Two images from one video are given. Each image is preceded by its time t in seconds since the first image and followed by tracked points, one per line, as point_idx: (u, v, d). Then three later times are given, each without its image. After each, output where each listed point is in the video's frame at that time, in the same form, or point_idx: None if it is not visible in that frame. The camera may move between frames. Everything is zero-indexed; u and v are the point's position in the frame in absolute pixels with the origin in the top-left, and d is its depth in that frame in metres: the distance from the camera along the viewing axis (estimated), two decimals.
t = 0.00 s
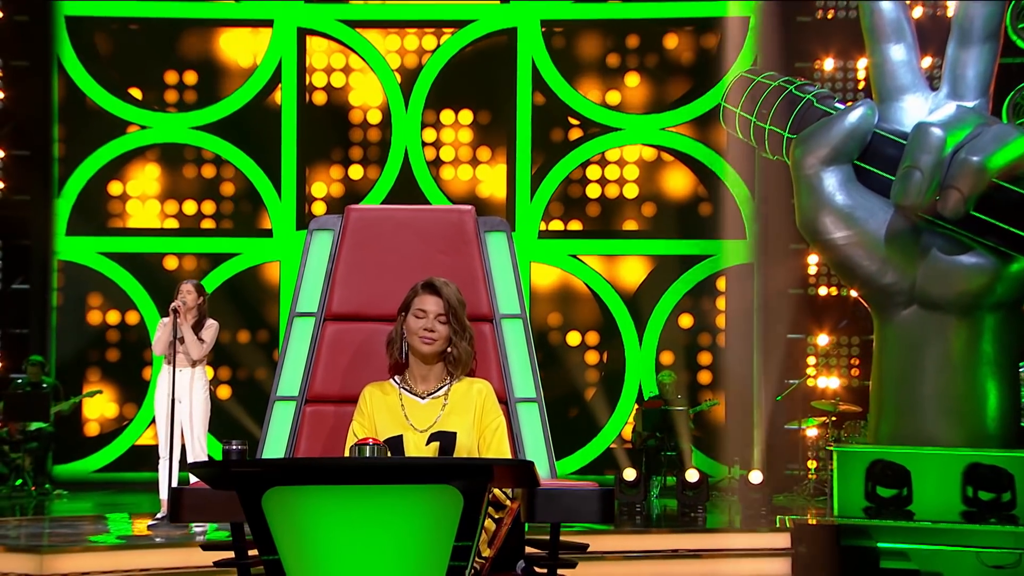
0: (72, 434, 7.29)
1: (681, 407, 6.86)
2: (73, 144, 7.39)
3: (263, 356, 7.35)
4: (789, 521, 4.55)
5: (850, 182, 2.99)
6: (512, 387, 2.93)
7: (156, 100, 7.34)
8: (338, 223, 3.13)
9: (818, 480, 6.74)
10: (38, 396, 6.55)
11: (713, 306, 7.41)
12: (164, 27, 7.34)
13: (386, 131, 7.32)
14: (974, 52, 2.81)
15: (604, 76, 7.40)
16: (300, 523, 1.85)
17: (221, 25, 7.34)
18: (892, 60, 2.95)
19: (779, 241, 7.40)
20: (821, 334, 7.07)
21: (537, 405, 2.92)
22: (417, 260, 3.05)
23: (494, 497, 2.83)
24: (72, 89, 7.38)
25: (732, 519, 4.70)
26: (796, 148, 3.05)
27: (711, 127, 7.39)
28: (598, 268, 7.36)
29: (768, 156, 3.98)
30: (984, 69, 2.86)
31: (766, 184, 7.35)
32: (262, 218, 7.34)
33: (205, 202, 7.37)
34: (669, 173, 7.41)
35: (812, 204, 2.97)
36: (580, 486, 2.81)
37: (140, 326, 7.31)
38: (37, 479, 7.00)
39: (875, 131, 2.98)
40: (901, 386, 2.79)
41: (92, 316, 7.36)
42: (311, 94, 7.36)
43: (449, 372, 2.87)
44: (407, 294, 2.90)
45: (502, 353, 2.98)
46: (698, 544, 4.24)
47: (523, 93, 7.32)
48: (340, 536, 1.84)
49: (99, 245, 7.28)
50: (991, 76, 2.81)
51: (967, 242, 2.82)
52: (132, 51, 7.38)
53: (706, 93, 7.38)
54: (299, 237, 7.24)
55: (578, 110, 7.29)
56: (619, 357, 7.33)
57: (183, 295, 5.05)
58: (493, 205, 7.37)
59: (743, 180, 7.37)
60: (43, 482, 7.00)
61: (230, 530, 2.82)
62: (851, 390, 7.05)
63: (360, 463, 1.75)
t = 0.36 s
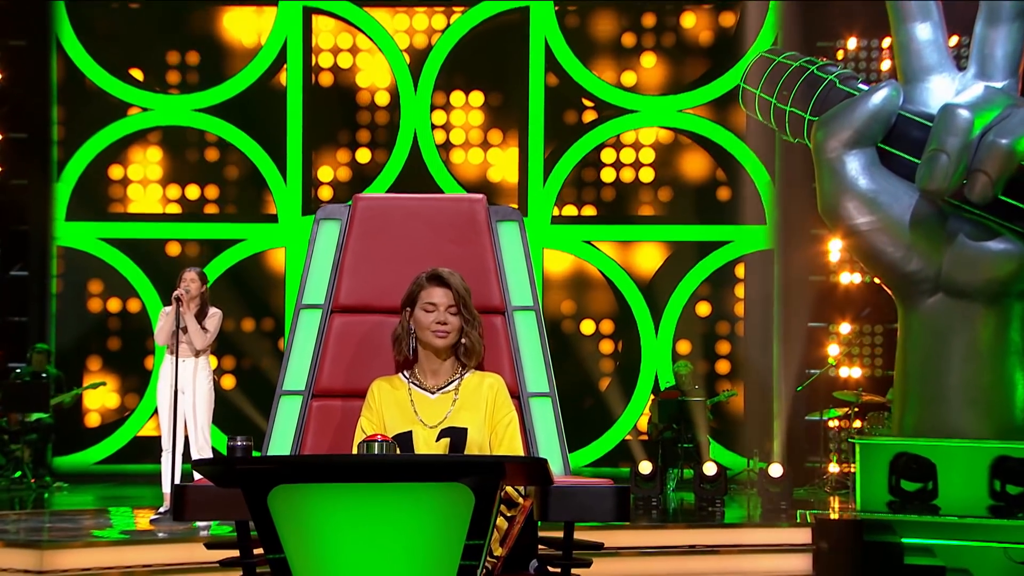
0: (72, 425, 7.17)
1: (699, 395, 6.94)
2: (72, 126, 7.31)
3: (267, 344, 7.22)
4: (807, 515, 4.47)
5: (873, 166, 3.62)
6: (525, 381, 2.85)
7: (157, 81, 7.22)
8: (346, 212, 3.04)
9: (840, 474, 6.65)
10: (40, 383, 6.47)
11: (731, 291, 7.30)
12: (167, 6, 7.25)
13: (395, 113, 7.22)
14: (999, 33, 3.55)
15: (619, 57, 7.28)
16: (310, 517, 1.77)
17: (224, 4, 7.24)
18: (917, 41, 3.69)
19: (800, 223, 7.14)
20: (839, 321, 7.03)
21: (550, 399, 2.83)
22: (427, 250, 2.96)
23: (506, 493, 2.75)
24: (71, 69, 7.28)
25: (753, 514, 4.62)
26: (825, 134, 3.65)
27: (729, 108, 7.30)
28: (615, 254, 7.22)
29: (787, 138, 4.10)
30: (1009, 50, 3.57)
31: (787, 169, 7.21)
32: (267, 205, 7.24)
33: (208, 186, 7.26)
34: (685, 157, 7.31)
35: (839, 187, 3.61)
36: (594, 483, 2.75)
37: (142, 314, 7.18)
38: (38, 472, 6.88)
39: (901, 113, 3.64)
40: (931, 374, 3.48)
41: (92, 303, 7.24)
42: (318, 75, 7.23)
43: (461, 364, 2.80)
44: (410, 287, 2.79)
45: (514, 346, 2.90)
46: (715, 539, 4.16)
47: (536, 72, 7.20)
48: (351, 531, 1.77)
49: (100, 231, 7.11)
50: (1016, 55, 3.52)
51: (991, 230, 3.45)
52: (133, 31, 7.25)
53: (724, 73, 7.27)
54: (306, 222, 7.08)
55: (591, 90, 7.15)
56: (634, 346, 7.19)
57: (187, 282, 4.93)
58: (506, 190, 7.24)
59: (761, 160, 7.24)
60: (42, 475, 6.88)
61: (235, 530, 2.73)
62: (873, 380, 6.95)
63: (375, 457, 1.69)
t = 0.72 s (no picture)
0: (73, 410, 7.05)
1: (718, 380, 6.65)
2: (72, 103, 7.16)
3: (272, 326, 7.08)
4: (829, 505, 4.40)
5: (899, 143, 3.69)
6: (539, 369, 2.76)
7: (158, 55, 7.09)
8: (355, 195, 2.95)
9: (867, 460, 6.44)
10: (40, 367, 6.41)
11: (751, 272, 7.15)
12: None
13: (404, 88, 7.09)
14: None
15: (636, 30, 7.15)
16: (313, 511, 1.71)
17: None
18: (947, 11, 3.75)
19: (824, 201, 7.03)
20: (860, 305, 6.83)
21: (565, 387, 2.75)
22: (437, 232, 2.86)
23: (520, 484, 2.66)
24: (71, 44, 7.15)
25: (775, 503, 4.52)
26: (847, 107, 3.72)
27: (750, 83, 7.16)
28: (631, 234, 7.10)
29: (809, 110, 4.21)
30: None
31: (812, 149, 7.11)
32: (274, 183, 7.09)
33: (212, 163, 7.11)
34: (705, 133, 7.15)
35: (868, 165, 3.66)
36: (611, 475, 2.64)
37: (145, 295, 7.06)
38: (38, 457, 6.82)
39: (928, 86, 3.70)
40: (959, 357, 3.59)
41: (93, 284, 7.12)
42: (325, 49, 7.10)
43: (471, 351, 2.72)
44: (412, 274, 2.71)
45: (528, 332, 2.81)
46: (737, 528, 4.13)
47: (550, 47, 7.09)
48: (357, 526, 1.70)
49: (102, 210, 7.06)
50: None
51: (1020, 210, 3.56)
52: (136, 4, 7.11)
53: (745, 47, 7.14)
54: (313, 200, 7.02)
55: (606, 64, 7.08)
56: (651, 329, 7.07)
57: (192, 264, 4.86)
58: (518, 168, 7.12)
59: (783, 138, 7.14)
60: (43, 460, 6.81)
61: (242, 523, 2.65)
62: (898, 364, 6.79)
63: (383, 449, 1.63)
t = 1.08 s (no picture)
0: (76, 396, 6.97)
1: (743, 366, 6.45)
2: (72, 78, 7.07)
3: (281, 309, 6.98)
4: (858, 494, 4.35)
5: (931, 124, 4.58)
6: (556, 358, 2.67)
7: (163, 30, 6.95)
8: (366, 178, 2.85)
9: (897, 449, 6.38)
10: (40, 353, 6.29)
11: (776, 254, 6.99)
12: None
13: (418, 63, 6.96)
14: None
15: (658, 5, 7.02)
16: (315, 507, 1.56)
17: None
18: None
19: (852, 182, 6.86)
20: (887, 288, 6.76)
21: (583, 376, 2.65)
22: (452, 217, 2.77)
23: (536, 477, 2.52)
24: (72, 19, 7.05)
25: (800, 495, 4.43)
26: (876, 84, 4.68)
27: (775, 58, 6.99)
28: (649, 214, 6.99)
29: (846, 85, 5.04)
30: None
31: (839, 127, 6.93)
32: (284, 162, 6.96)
33: (219, 142, 7.02)
34: (729, 111, 7.02)
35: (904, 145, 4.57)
36: (631, 467, 2.52)
37: (149, 277, 6.94)
38: (41, 444, 6.87)
39: (962, 64, 4.60)
40: (993, 344, 4.60)
41: (96, 266, 7.02)
42: (335, 23, 7.02)
43: (486, 337, 2.62)
44: (419, 262, 2.60)
45: (545, 320, 2.71)
46: (759, 519, 4.07)
47: (569, 21, 6.95)
48: (364, 525, 1.55)
49: (103, 190, 6.94)
50: None
51: None
52: None
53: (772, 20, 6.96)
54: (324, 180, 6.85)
55: (627, 39, 6.95)
56: (672, 313, 6.94)
57: (197, 247, 4.74)
58: (534, 147, 7.01)
59: (810, 112, 6.96)
60: (45, 447, 6.81)
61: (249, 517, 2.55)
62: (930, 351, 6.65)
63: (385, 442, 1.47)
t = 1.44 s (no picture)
0: (77, 386, 6.88)
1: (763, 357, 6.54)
2: (72, 59, 6.91)
3: (287, 297, 6.85)
4: (885, 492, 4.23)
5: (962, 104, 4.81)
6: (573, 353, 2.57)
7: (166, 9, 6.84)
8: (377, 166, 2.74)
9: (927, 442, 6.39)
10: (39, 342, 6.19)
11: (801, 240, 6.87)
12: None
13: (429, 42, 6.84)
14: None
15: None
16: (321, 503, 1.41)
17: None
18: None
19: (880, 166, 6.74)
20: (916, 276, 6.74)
21: (601, 371, 2.55)
22: (465, 206, 2.67)
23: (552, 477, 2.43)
24: None
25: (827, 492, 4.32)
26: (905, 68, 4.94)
27: (797, 37, 6.84)
28: (669, 200, 6.86)
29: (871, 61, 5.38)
30: None
31: (867, 109, 6.79)
32: (291, 145, 6.85)
33: (224, 125, 6.89)
34: (752, 93, 6.84)
35: (934, 124, 4.81)
36: (652, 466, 2.41)
37: (151, 264, 6.85)
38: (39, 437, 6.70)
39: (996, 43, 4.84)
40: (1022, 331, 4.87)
41: (96, 253, 6.90)
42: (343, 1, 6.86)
43: (497, 329, 2.54)
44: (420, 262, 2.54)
45: (561, 314, 2.62)
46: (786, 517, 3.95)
47: None
48: (372, 527, 1.41)
49: (104, 173, 6.85)
50: None
51: None
52: None
53: None
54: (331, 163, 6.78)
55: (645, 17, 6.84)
56: (691, 300, 6.82)
57: (202, 234, 4.65)
58: (549, 130, 6.86)
59: (835, 91, 6.83)
60: (44, 441, 6.68)
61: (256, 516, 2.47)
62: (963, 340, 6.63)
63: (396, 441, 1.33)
